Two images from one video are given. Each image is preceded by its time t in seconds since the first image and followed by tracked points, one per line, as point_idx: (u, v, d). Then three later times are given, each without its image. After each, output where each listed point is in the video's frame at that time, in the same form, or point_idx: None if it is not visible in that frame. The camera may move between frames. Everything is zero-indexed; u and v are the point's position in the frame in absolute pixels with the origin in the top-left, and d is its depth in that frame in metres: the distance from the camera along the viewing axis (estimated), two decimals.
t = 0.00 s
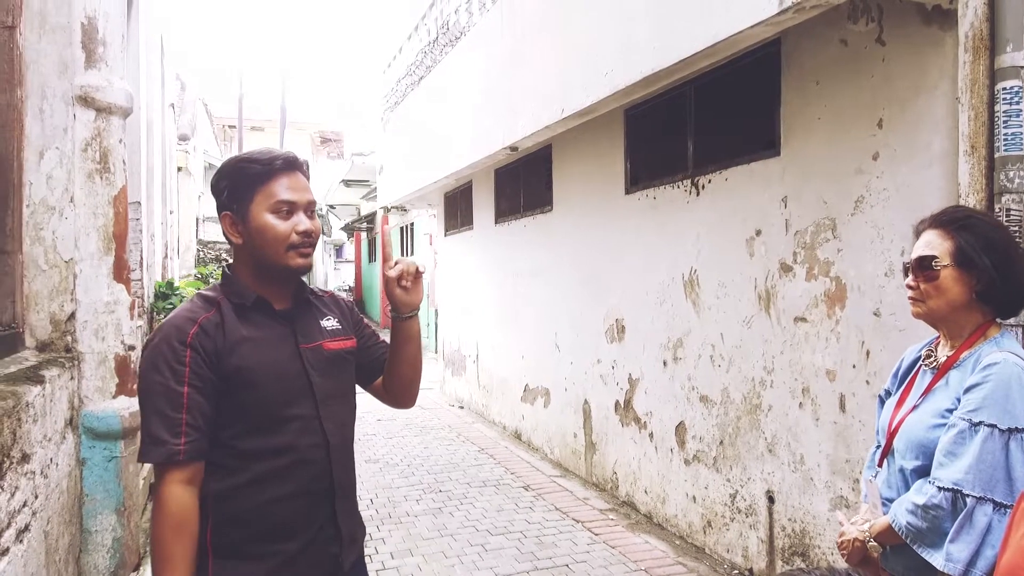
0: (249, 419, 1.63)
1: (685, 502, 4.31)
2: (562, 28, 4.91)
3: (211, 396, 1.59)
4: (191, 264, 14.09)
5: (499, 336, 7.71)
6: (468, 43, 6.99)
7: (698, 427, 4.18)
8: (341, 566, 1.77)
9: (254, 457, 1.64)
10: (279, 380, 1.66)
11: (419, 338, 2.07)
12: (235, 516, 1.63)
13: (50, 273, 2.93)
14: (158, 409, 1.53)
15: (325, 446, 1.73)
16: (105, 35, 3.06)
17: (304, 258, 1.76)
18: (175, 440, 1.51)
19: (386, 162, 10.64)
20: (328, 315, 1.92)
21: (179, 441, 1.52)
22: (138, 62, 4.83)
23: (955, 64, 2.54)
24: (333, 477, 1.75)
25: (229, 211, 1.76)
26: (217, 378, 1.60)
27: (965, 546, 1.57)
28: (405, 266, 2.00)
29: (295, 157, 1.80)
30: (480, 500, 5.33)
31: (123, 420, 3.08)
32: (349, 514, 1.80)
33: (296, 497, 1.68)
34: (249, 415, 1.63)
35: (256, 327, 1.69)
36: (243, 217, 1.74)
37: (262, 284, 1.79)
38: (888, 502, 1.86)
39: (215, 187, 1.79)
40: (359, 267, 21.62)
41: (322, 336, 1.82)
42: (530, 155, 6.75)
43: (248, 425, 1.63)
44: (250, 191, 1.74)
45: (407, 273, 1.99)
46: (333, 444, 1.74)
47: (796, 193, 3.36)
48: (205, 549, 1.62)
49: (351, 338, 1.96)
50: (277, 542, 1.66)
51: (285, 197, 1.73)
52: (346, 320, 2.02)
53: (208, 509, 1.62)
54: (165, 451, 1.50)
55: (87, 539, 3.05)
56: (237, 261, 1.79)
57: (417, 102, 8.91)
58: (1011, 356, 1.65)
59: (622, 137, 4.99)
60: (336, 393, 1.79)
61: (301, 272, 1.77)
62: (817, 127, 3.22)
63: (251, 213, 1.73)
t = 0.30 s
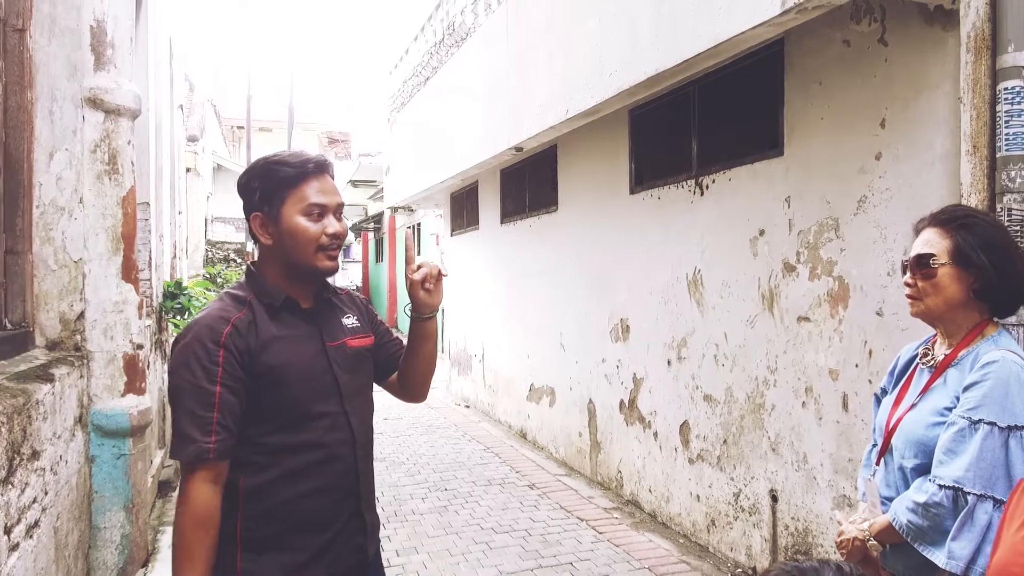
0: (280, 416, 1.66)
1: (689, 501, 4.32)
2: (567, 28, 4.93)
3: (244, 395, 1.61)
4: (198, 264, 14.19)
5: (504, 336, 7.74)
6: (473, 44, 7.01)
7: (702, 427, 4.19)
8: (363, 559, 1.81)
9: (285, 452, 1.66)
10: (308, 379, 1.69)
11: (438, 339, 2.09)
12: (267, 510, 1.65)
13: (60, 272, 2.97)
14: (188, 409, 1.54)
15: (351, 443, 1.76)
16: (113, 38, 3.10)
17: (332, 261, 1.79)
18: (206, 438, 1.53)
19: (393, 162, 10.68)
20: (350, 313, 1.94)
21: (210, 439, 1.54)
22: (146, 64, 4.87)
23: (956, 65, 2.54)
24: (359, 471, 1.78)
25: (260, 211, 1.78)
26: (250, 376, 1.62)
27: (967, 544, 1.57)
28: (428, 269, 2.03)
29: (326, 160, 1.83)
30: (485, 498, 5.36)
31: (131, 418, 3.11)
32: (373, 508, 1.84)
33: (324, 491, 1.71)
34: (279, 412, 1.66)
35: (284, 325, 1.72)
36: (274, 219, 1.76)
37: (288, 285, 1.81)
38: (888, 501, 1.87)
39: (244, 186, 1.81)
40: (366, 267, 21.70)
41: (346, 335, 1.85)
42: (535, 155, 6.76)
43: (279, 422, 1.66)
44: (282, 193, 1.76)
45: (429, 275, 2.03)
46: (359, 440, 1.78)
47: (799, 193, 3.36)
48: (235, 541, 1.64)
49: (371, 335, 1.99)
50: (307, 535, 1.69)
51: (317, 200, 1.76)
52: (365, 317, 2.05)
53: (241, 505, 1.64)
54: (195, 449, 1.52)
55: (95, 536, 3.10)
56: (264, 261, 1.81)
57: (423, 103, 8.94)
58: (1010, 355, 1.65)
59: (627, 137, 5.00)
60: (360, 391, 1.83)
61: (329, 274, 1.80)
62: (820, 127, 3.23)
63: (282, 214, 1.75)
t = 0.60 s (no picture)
0: (296, 411, 1.67)
1: (691, 499, 4.33)
2: (570, 29, 4.94)
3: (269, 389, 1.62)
4: (204, 263, 14.27)
5: (508, 335, 7.76)
6: (477, 44, 7.03)
7: (704, 425, 4.20)
8: (378, 551, 1.82)
9: (299, 446, 1.68)
10: (325, 373, 1.71)
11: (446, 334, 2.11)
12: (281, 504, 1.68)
13: (66, 272, 3.00)
14: (224, 402, 1.53)
15: (363, 436, 1.78)
16: (119, 40, 3.13)
17: (344, 252, 1.81)
18: (246, 430, 1.53)
19: (398, 163, 10.71)
20: (359, 310, 1.96)
21: (249, 430, 1.54)
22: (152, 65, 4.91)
23: (956, 65, 2.55)
24: (371, 464, 1.79)
25: (271, 210, 1.81)
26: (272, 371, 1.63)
27: (969, 541, 1.58)
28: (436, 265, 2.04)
29: (331, 156, 1.86)
30: (488, 497, 5.38)
31: (137, 416, 3.15)
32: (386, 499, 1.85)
33: (338, 484, 1.73)
34: (297, 407, 1.67)
35: (300, 321, 1.73)
36: (285, 215, 1.79)
37: (303, 280, 1.83)
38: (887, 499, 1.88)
39: (254, 188, 1.84)
40: (370, 266, 21.75)
41: (358, 331, 1.86)
42: (538, 155, 6.78)
43: (295, 417, 1.67)
44: (291, 189, 1.79)
45: (436, 271, 2.03)
46: (371, 433, 1.79)
47: (801, 193, 3.37)
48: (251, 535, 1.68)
49: (379, 332, 2.00)
50: (322, 528, 1.71)
51: (326, 192, 1.79)
52: (372, 314, 2.07)
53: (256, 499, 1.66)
54: (237, 441, 1.52)
55: (101, 533, 3.13)
56: (278, 258, 1.83)
57: (427, 103, 8.97)
58: (1007, 353, 1.67)
59: (629, 137, 5.01)
60: (373, 385, 1.84)
61: (343, 265, 1.82)
62: (821, 127, 3.24)
63: (293, 209, 1.78)
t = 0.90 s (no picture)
0: (300, 404, 1.67)
1: (692, 499, 4.32)
2: (571, 28, 4.94)
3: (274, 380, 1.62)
4: (206, 263, 14.29)
5: (510, 335, 7.76)
6: (479, 44, 7.03)
7: (705, 425, 4.19)
8: (386, 548, 1.79)
9: (301, 441, 1.68)
10: (330, 366, 1.70)
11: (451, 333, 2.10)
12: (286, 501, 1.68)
13: (68, 271, 3.01)
14: (227, 389, 1.54)
15: (367, 431, 1.76)
16: (121, 40, 3.14)
17: (349, 238, 1.80)
18: (250, 418, 1.53)
19: (400, 163, 10.71)
20: (367, 309, 1.95)
21: (253, 419, 1.54)
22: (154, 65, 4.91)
23: (957, 64, 2.54)
24: (376, 460, 1.78)
25: (274, 207, 1.81)
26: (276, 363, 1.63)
27: (964, 539, 1.57)
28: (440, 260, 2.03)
29: (327, 151, 1.87)
30: (490, 496, 5.38)
31: (138, 415, 3.15)
32: (393, 496, 1.83)
33: (341, 479, 1.71)
34: (300, 400, 1.67)
35: (305, 314, 1.73)
36: (287, 210, 1.79)
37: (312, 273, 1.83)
38: (885, 497, 1.87)
39: (257, 189, 1.86)
40: (373, 266, 21.77)
41: (364, 327, 1.86)
42: (540, 155, 6.77)
43: (298, 410, 1.67)
44: (292, 184, 1.80)
45: (439, 265, 2.03)
46: (375, 429, 1.78)
47: (802, 192, 3.37)
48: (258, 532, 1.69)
49: (388, 331, 1.99)
50: (327, 524, 1.71)
51: (325, 184, 1.79)
52: (382, 315, 2.06)
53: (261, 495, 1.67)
54: (240, 429, 1.52)
55: (102, 531, 3.14)
56: (286, 254, 1.84)
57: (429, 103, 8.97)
58: (1007, 352, 1.66)
59: (630, 136, 5.01)
60: (379, 382, 1.83)
61: (349, 253, 1.81)
62: (822, 126, 3.23)
63: (295, 203, 1.78)
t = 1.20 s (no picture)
0: (306, 403, 1.65)
1: (694, 499, 4.31)
2: (572, 27, 4.93)
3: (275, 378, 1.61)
4: (208, 262, 14.29)
5: (511, 335, 7.75)
6: (480, 43, 7.02)
7: (707, 425, 4.18)
8: (390, 548, 1.78)
9: (307, 440, 1.67)
10: (337, 366, 1.69)
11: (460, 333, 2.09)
12: (290, 502, 1.66)
13: (69, 271, 3.00)
14: (226, 386, 1.53)
15: (373, 431, 1.75)
16: (122, 39, 3.13)
17: (360, 236, 1.80)
18: (241, 416, 1.53)
19: (402, 162, 10.70)
20: (377, 309, 1.94)
21: (245, 418, 1.53)
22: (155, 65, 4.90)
23: (960, 62, 2.53)
24: (381, 460, 1.76)
25: (285, 206, 1.81)
26: (280, 361, 1.62)
27: (963, 539, 1.56)
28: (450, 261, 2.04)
29: (337, 149, 1.87)
30: (491, 496, 5.37)
31: (139, 415, 3.14)
32: (398, 497, 1.82)
33: (347, 479, 1.70)
34: (306, 399, 1.65)
35: (313, 313, 1.72)
36: (299, 208, 1.79)
37: (323, 272, 1.83)
38: (887, 496, 1.86)
39: (267, 187, 1.85)
40: (374, 266, 21.77)
41: (373, 327, 1.84)
42: (542, 154, 6.76)
43: (304, 409, 1.65)
44: (303, 183, 1.80)
45: (450, 267, 2.03)
46: (381, 428, 1.76)
47: (804, 191, 3.35)
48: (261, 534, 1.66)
49: (398, 331, 1.97)
50: (332, 525, 1.69)
51: (336, 181, 1.79)
52: (391, 314, 2.05)
53: (266, 496, 1.65)
54: (232, 426, 1.52)
55: (103, 531, 3.14)
56: (297, 253, 1.83)
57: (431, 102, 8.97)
58: (1009, 351, 1.65)
59: (632, 136, 4.99)
60: (386, 382, 1.82)
61: (359, 251, 1.81)
62: (824, 125, 3.22)
63: (306, 201, 1.78)
